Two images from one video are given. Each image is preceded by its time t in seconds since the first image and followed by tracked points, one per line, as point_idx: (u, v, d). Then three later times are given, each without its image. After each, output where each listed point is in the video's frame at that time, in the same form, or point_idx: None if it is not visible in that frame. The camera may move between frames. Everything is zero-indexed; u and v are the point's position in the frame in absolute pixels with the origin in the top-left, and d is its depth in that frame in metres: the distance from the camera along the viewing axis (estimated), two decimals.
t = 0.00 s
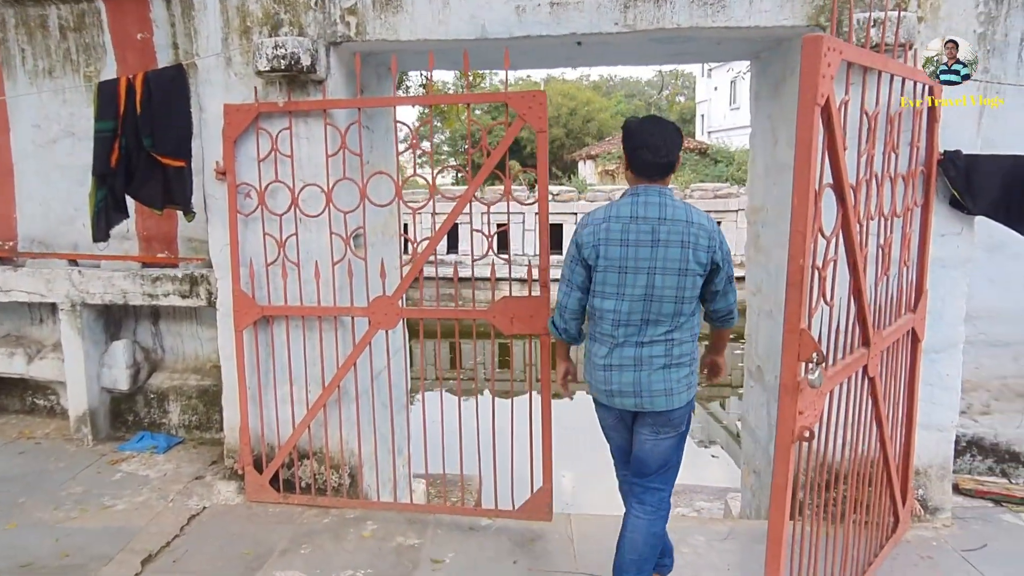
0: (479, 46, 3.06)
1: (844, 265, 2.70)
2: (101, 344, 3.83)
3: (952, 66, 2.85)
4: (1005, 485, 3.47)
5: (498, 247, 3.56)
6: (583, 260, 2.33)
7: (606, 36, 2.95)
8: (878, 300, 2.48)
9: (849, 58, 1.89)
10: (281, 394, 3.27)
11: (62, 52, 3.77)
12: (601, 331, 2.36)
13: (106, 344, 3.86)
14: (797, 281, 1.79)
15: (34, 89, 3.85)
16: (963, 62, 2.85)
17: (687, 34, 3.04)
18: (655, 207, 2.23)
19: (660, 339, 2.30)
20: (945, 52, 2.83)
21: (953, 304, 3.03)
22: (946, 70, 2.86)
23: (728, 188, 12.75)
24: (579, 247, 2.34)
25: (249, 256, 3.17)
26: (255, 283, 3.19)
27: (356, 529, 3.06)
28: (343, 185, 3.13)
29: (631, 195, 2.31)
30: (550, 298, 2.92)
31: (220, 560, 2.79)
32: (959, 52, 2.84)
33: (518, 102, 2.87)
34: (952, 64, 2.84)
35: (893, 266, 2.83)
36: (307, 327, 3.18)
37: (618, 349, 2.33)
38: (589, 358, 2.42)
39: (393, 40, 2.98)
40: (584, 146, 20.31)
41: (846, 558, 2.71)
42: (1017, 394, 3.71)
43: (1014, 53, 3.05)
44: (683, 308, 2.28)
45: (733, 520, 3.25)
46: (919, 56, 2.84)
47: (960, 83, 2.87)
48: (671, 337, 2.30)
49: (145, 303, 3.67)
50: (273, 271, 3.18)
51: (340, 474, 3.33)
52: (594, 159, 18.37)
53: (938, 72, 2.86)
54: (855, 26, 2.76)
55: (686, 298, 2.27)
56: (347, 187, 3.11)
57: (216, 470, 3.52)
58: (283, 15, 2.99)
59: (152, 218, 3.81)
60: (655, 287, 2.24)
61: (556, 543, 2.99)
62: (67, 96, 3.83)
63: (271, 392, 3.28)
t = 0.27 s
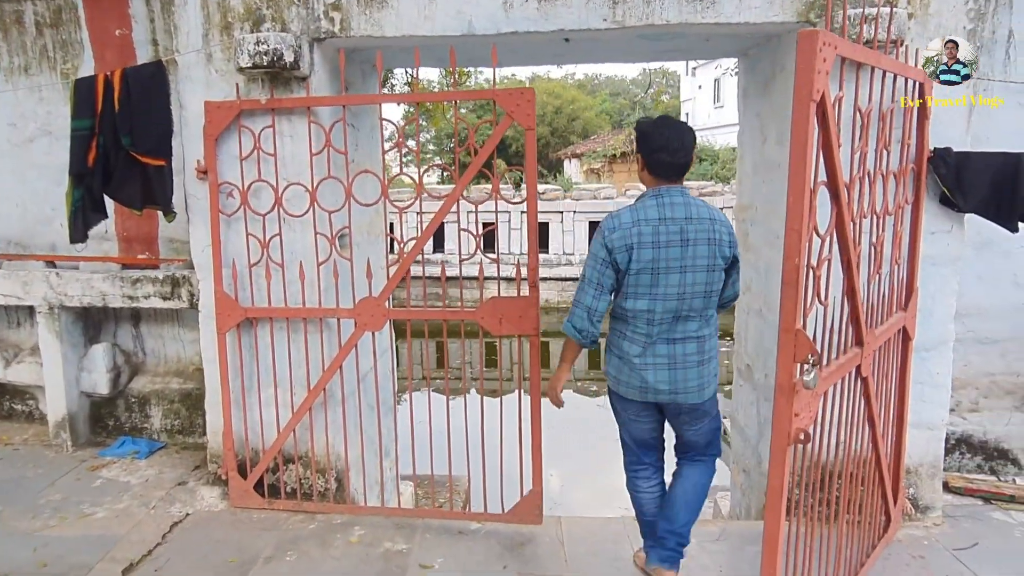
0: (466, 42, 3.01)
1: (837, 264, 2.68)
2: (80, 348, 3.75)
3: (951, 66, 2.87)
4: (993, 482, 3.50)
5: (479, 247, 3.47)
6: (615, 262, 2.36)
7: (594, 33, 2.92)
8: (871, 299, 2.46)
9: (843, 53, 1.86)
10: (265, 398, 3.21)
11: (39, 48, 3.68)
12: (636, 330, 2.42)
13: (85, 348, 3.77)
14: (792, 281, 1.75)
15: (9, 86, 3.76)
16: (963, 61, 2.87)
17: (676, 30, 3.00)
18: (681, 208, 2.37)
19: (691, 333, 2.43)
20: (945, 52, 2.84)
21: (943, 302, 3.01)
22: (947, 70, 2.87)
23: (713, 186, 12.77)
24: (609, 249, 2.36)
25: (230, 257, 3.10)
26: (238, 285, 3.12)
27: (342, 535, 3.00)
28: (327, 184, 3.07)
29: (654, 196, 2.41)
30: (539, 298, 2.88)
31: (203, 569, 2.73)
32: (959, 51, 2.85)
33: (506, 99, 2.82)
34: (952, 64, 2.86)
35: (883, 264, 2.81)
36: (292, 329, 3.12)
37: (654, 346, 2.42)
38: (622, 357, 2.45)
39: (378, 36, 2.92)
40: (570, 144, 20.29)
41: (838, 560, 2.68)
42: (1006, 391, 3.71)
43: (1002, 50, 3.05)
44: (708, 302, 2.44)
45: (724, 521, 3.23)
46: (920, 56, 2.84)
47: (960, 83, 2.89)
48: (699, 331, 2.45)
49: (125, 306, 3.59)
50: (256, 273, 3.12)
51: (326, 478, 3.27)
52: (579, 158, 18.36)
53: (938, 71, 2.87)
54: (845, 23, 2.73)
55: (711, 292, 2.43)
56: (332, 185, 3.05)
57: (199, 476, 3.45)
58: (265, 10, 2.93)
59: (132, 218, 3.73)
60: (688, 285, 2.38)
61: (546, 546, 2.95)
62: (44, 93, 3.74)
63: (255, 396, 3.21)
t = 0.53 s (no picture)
0: (455, 35, 2.92)
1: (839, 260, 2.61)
2: (59, 352, 3.64)
3: (952, 66, 2.80)
4: (994, 481, 3.45)
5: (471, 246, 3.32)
6: (674, 254, 2.28)
7: (586, 24, 2.83)
8: (873, 297, 2.39)
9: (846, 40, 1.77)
10: (249, 402, 3.11)
11: (14, 44, 3.57)
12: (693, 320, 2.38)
13: (64, 351, 3.66)
14: (795, 278, 1.67)
15: None
16: (963, 61, 2.81)
17: (669, 21, 2.92)
18: (723, 198, 2.37)
19: (730, 320, 2.48)
20: (945, 53, 2.77)
21: (944, 298, 2.95)
22: (947, 70, 2.81)
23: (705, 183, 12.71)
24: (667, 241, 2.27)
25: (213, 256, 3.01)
26: (221, 286, 3.02)
27: (330, 543, 2.91)
28: (312, 181, 2.97)
29: (693, 186, 2.38)
30: (531, 297, 2.79)
31: None
32: (959, 51, 2.79)
33: (496, 92, 2.73)
34: (952, 64, 2.80)
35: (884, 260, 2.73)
36: (277, 331, 3.02)
37: (707, 334, 2.40)
38: (681, 350, 2.37)
39: (363, 29, 2.82)
40: (561, 142, 20.21)
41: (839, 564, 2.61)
42: (1006, 389, 3.65)
43: (1001, 42, 2.99)
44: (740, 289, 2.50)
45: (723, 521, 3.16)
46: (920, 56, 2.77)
47: (960, 83, 2.83)
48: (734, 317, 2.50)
49: (104, 308, 3.48)
50: (239, 273, 3.02)
51: (313, 484, 3.18)
52: (570, 155, 18.29)
53: (938, 72, 2.81)
54: (844, 12, 2.65)
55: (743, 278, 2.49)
56: (316, 182, 2.95)
57: (182, 483, 3.35)
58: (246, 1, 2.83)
59: (111, 217, 3.62)
60: (733, 273, 2.41)
61: (540, 552, 2.87)
62: (19, 90, 3.63)
63: (240, 400, 3.11)
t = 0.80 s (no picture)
0: (441, 30, 2.81)
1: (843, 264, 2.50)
2: (34, 361, 3.51)
3: (952, 66, 2.72)
4: (1000, 490, 3.36)
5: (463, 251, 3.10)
6: (744, 246, 2.20)
7: (578, 19, 2.72)
8: (879, 302, 2.29)
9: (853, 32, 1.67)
10: (230, 414, 2.99)
11: None
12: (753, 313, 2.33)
13: (40, 360, 3.54)
14: (801, 287, 1.57)
15: None
16: (963, 61, 2.72)
17: (664, 17, 2.82)
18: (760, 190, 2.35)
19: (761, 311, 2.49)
20: (945, 53, 2.68)
21: (949, 302, 2.85)
22: (947, 70, 2.72)
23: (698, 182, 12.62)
24: (738, 233, 2.17)
25: (191, 261, 2.89)
26: (199, 292, 2.90)
27: (313, 560, 2.79)
28: (294, 182, 2.86)
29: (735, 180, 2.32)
30: (522, 303, 2.68)
31: None
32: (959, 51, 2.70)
33: (484, 90, 2.62)
34: (953, 64, 2.71)
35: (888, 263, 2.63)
36: (258, 339, 2.91)
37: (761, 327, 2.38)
38: (754, 347, 2.30)
39: (346, 24, 2.71)
40: (553, 141, 20.11)
41: None
42: (1010, 393, 3.57)
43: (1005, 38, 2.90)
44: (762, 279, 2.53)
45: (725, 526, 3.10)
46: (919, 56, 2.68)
47: (960, 83, 2.74)
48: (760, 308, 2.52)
49: (81, 315, 3.36)
50: (219, 279, 2.90)
51: (297, 498, 3.06)
52: (562, 154, 18.19)
53: (938, 72, 2.71)
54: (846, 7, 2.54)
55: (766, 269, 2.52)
56: (298, 185, 2.83)
57: (162, 496, 3.23)
58: None
59: (87, 221, 3.50)
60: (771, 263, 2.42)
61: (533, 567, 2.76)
62: None
63: (222, 410, 3.00)
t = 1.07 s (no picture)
0: (424, 33, 2.73)
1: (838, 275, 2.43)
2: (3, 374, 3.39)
3: (952, 66, 2.65)
4: (994, 502, 3.31)
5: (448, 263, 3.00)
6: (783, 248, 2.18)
7: (563, 22, 2.65)
8: (873, 316, 2.22)
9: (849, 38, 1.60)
10: (206, 430, 2.89)
11: None
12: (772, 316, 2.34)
13: (8, 374, 3.42)
14: (797, 305, 1.49)
15: None
16: (964, 61, 2.65)
17: (651, 19, 2.75)
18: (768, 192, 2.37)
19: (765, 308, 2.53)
20: (946, 52, 2.62)
21: (943, 311, 2.80)
22: (946, 70, 2.66)
23: (686, 184, 12.60)
24: (776, 234, 2.16)
25: (163, 272, 2.78)
26: (172, 304, 2.79)
27: None
28: (270, 191, 2.76)
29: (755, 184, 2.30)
30: (507, 314, 2.60)
31: None
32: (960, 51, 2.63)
33: (467, 95, 2.53)
34: (953, 64, 2.64)
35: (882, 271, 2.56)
36: (234, 352, 2.80)
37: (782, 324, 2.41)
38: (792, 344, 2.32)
39: (323, 26, 2.62)
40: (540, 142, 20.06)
41: None
42: (1003, 402, 3.53)
43: (997, 42, 2.85)
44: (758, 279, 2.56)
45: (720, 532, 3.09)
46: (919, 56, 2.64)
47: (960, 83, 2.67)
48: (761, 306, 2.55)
49: (51, 327, 3.25)
50: (193, 291, 2.80)
51: (276, 515, 2.96)
52: (549, 155, 18.14)
53: (937, 72, 2.66)
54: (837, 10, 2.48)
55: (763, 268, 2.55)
56: (275, 193, 2.74)
57: (136, 515, 3.12)
58: None
59: (57, 229, 3.38)
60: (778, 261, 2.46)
61: None
62: None
63: (197, 426, 2.89)
